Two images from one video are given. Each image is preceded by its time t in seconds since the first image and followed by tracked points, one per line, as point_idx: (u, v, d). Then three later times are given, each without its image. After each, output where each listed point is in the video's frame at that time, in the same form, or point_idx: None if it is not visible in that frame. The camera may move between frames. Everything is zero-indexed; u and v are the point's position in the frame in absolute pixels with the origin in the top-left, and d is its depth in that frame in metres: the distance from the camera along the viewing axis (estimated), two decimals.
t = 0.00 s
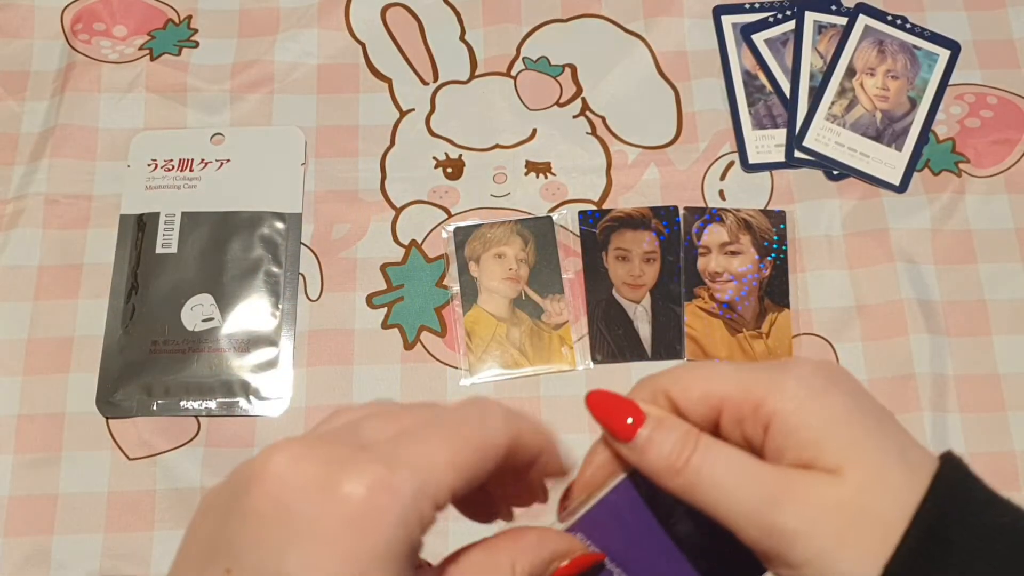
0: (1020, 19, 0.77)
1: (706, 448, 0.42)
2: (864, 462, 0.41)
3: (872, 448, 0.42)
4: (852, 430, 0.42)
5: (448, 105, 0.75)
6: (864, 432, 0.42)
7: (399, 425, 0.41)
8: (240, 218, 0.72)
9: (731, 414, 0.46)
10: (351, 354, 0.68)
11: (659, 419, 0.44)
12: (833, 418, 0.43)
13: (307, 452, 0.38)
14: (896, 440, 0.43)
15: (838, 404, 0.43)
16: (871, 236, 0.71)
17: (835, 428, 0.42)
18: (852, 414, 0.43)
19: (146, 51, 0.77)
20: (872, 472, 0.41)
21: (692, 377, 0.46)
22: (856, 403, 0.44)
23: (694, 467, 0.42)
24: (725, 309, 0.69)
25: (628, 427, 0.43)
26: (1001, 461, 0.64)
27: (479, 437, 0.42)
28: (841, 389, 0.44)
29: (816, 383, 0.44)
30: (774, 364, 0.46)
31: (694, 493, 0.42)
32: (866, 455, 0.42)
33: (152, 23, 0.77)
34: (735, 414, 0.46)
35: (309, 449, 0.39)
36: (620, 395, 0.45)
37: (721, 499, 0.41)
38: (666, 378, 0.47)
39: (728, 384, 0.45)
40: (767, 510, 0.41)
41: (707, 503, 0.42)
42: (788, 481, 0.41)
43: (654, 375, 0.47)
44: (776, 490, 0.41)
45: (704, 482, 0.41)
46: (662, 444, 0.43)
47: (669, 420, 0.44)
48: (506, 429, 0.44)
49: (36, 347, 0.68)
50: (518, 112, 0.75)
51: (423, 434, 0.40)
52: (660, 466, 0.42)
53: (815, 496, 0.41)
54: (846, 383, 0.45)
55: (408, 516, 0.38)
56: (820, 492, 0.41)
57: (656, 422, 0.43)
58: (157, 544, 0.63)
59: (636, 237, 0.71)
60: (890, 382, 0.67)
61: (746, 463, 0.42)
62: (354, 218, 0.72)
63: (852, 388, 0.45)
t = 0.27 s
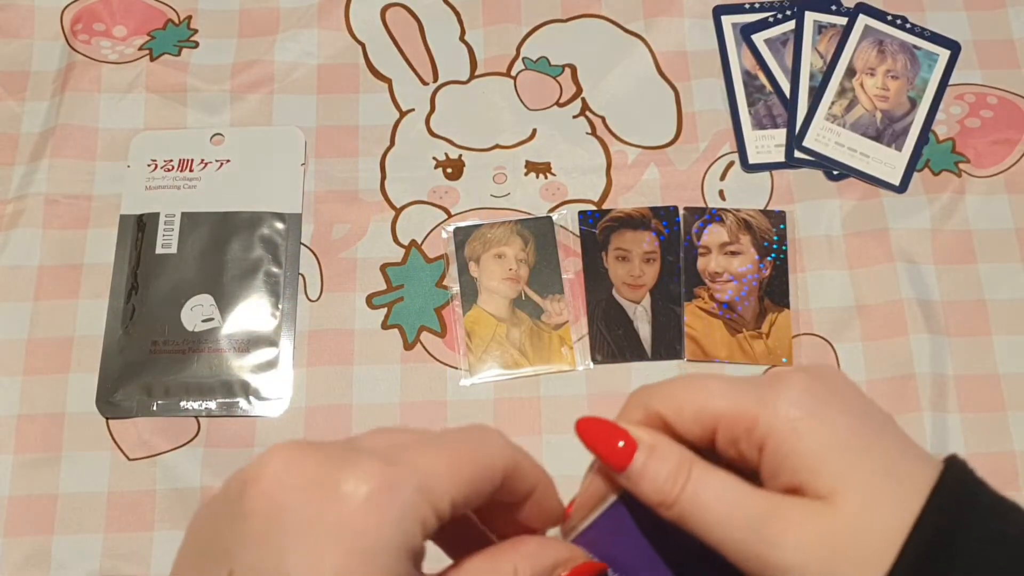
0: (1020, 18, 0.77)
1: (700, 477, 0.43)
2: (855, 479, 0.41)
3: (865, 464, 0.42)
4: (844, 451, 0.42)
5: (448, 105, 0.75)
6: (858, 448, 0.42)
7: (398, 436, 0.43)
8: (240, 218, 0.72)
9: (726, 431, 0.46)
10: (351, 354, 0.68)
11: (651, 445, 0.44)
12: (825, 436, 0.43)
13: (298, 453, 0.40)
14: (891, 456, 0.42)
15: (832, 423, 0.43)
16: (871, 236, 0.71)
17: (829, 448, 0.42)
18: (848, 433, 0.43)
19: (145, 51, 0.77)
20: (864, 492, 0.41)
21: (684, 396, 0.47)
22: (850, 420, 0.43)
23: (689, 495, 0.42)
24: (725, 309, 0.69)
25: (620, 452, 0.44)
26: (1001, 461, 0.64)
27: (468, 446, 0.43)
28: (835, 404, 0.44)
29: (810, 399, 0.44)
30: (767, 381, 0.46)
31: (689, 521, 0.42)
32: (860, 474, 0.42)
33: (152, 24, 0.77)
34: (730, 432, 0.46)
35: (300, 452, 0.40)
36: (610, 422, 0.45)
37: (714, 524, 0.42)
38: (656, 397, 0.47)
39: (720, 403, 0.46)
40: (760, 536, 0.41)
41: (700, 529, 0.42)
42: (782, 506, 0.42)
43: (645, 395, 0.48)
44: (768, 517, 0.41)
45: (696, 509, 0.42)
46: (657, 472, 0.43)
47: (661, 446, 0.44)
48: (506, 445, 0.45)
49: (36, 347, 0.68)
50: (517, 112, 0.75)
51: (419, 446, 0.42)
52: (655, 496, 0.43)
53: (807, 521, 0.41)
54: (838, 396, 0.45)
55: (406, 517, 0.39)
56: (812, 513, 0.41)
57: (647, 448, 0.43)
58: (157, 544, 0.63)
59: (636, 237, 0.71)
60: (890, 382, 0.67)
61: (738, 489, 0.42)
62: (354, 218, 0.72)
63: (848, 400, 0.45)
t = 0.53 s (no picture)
0: (1020, 19, 0.77)
1: (691, 475, 0.43)
2: (848, 482, 0.41)
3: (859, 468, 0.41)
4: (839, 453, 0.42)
5: (448, 105, 0.75)
6: (854, 451, 0.42)
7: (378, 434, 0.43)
8: (240, 218, 0.72)
9: (724, 429, 0.46)
10: (351, 354, 0.68)
11: (643, 442, 0.44)
12: (820, 437, 0.43)
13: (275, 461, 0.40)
14: (889, 459, 0.42)
15: (830, 425, 0.43)
16: (871, 236, 0.71)
17: (824, 450, 0.42)
18: (845, 436, 0.43)
19: (145, 51, 0.77)
20: (858, 496, 0.41)
21: (683, 392, 0.47)
22: (848, 423, 0.43)
23: (680, 494, 0.43)
24: (725, 309, 0.69)
25: (614, 448, 0.44)
26: (1001, 461, 0.64)
27: (443, 432, 0.44)
28: (834, 406, 0.44)
29: (809, 400, 0.44)
30: (767, 379, 0.46)
31: (679, 520, 0.43)
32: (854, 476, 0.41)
33: (152, 24, 0.77)
34: (727, 430, 0.46)
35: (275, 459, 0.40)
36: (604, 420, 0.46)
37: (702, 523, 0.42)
38: (655, 392, 0.47)
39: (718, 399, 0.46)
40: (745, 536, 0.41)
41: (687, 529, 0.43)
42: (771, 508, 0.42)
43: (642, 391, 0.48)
44: (756, 518, 0.42)
45: (687, 508, 0.42)
46: (651, 467, 0.43)
47: (652, 444, 0.44)
48: (486, 431, 0.46)
49: (36, 347, 0.68)
50: (517, 112, 0.75)
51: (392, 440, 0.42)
52: (647, 495, 0.43)
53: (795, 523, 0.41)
54: (838, 398, 0.44)
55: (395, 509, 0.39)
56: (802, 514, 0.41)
57: (640, 445, 0.44)
58: (157, 544, 0.63)
59: (636, 237, 0.71)
60: (890, 382, 0.67)
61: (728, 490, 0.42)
62: (354, 218, 0.72)
63: (848, 402, 0.44)
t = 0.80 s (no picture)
0: (1020, 18, 0.77)
1: (686, 492, 0.43)
2: (849, 493, 0.41)
3: (859, 477, 0.41)
4: (838, 463, 0.42)
5: (449, 105, 0.75)
6: (854, 460, 0.42)
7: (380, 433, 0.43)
8: (240, 218, 0.72)
9: (725, 437, 0.46)
10: (351, 354, 0.68)
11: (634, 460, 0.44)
12: (819, 448, 0.43)
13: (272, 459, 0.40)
14: (890, 467, 0.42)
15: (829, 434, 0.43)
16: (871, 236, 0.71)
17: (823, 459, 0.42)
18: (845, 445, 0.43)
19: (145, 51, 0.77)
20: (858, 506, 0.41)
21: (684, 401, 0.47)
22: (848, 431, 0.43)
23: (675, 512, 0.43)
24: (725, 309, 0.69)
25: (605, 468, 0.44)
26: (1001, 461, 0.64)
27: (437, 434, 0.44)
28: (833, 414, 0.44)
29: (809, 409, 0.44)
30: (766, 387, 0.46)
31: (678, 537, 0.43)
32: (853, 487, 0.41)
33: (152, 23, 0.77)
34: (728, 438, 0.46)
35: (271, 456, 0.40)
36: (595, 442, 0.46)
37: (702, 540, 0.42)
38: (654, 402, 0.48)
39: (717, 408, 0.46)
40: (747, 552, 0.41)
41: (689, 546, 0.43)
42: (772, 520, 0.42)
43: (642, 401, 0.49)
44: (756, 533, 0.42)
45: (688, 522, 0.42)
46: (643, 487, 0.43)
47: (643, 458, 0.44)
48: (483, 434, 0.46)
49: (36, 347, 0.68)
50: (518, 112, 0.75)
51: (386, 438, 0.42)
52: (642, 514, 0.44)
53: (796, 537, 0.41)
54: (838, 404, 0.44)
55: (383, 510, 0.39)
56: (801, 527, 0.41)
57: (631, 464, 0.44)
58: (157, 544, 0.63)
59: (636, 237, 0.71)
60: (890, 382, 0.67)
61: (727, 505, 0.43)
62: (354, 218, 0.72)
63: (849, 409, 0.44)
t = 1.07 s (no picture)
0: (1020, 19, 0.77)
1: (699, 479, 0.44)
2: (863, 482, 0.42)
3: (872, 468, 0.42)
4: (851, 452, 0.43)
5: (449, 105, 0.75)
6: (867, 450, 0.43)
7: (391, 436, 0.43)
8: (240, 218, 0.72)
9: (738, 426, 0.47)
10: (350, 354, 0.68)
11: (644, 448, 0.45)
12: (834, 438, 0.43)
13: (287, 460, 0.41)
14: (900, 457, 0.43)
15: (843, 424, 0.44)
16: (871, 236, 0.71)
17: (836, 447, 0.43)
18: (857, 434, 0.43)
19: (145, 51, 0.77)
20: (871, 496, 0.42)
21: (696, 391, 0.47)
22: (860, 422, 0.44)
23: (688, 499, 0.43)
24: (725, 309, 0.69)
25: (616, 454, 0.45)
26: (1001, 461, 0.64)
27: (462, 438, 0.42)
28: (847, 406, 0.45)
29: (823, 400, 0.45)
30: (779, 377, 0.47)
31: (690, 523, 0.43)
32: (867, 476, 0.42)
33: (151, 23, 0.77)
34: (741, 427, 0.47)
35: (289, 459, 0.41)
36: (604, 429, 0.46)
37: (716, 528, 0.43)
38: (666, 392, 0.48)
39: (731, 397, 0.47)
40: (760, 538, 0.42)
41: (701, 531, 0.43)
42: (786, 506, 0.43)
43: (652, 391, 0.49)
44: (770, 521, 0.42)
45: (702, 509, 0.43)
46: (654, 473, 0.44)
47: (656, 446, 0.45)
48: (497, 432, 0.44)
49: (36, 347, 0.68)
50: (518, 112, 0.75)
51: (406, 442, 0.42)
52: (653, 501, 0.44)
53: (810, 524, 0.42)
54: (851, 397, 0.45)
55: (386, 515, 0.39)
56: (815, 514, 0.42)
57: (642, 451, 0.45)
58: (156, 544, 0.63)
59: (636, 237, 0.71)
60: (889, 382, 0.67)
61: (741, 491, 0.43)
62: (354, 218, 0.72)
63: (862, 402, 0.45)
